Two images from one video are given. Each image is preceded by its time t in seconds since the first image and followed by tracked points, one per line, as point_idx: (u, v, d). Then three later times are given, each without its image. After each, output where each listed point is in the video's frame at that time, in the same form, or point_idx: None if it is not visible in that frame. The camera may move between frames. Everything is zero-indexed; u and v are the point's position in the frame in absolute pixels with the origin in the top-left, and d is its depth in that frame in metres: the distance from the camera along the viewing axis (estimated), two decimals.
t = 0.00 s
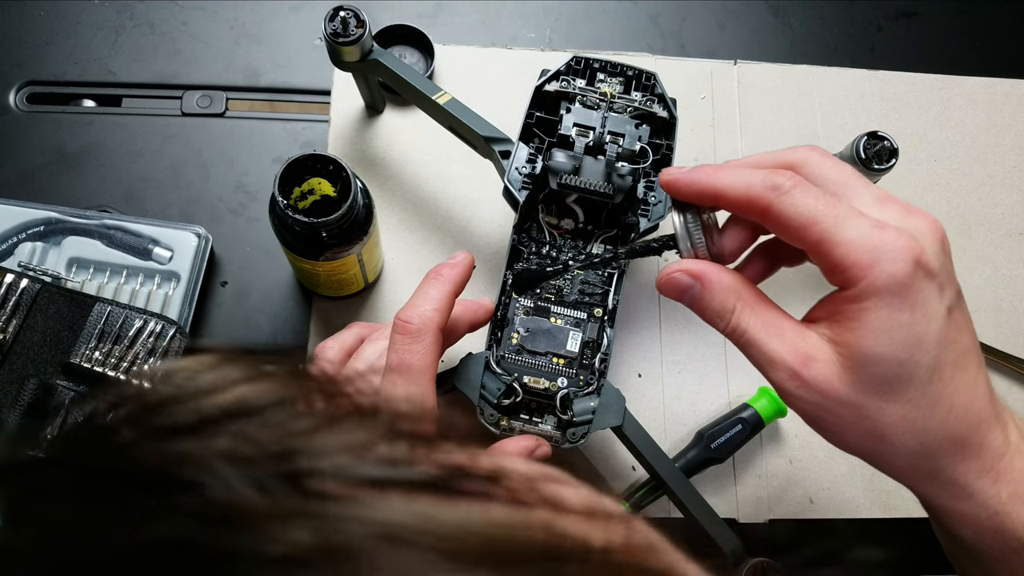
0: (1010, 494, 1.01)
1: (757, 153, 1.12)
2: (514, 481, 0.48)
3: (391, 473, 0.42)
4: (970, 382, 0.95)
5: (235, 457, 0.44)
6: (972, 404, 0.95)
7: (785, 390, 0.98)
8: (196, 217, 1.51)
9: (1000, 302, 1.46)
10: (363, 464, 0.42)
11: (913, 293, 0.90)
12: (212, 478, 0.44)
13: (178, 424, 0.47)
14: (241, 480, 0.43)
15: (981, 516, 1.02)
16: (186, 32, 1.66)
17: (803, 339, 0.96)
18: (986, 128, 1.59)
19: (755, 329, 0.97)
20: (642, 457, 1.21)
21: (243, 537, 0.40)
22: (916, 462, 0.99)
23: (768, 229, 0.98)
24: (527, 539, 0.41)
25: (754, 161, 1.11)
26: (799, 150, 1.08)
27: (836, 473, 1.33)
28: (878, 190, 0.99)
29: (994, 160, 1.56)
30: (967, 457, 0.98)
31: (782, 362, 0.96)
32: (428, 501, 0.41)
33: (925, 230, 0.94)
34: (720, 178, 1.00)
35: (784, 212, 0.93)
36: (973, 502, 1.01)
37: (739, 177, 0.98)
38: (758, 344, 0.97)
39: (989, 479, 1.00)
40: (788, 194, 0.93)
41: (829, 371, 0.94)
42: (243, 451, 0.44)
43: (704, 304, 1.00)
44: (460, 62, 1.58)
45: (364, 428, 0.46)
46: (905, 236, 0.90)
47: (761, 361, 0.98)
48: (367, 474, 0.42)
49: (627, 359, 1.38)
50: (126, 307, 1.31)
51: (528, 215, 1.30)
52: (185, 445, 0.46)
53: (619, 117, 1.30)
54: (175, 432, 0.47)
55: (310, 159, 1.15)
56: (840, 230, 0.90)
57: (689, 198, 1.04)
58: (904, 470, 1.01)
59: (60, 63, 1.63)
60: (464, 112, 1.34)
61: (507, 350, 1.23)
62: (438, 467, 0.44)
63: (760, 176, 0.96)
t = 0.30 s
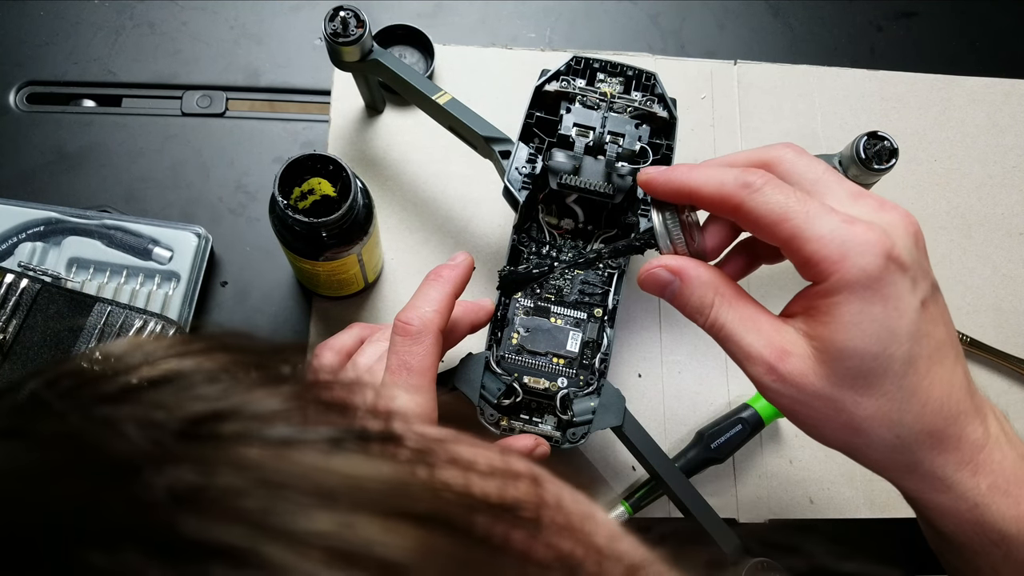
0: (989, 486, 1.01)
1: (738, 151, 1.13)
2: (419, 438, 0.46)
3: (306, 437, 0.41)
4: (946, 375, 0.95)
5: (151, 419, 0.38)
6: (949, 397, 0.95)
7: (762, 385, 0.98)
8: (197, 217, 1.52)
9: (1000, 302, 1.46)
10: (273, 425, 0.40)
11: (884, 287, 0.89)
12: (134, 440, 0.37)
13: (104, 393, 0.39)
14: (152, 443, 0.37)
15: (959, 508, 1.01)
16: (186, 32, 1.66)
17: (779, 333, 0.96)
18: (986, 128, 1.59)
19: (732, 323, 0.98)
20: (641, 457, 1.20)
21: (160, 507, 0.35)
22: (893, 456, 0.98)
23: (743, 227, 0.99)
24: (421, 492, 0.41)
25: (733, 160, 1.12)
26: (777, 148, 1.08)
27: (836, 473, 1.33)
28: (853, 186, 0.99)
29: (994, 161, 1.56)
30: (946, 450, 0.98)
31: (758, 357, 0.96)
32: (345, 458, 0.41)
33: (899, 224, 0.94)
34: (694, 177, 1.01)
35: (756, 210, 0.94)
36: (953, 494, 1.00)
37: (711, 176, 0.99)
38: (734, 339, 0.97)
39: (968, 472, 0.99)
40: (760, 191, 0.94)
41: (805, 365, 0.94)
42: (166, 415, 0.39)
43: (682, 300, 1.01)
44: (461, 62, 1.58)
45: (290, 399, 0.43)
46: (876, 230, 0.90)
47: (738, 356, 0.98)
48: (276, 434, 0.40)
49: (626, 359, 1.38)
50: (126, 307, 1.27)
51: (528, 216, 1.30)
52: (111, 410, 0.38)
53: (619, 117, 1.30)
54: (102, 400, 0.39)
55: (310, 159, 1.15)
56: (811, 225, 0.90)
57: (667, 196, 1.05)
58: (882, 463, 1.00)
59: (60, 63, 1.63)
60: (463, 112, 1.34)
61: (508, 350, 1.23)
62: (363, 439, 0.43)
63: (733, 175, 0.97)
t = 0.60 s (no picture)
0: (984, 485, 1.00)
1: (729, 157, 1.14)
2: (483, 449, 0.45)
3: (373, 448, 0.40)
4: (936, 373, 0.94)
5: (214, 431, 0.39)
6: (940, 395, 0.94)
7: (753, 386, 0.98)
8: (197, 217, 1.51)
9: (1001, 302, 1.46)
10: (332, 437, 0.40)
11: (867, 288, 0.90)
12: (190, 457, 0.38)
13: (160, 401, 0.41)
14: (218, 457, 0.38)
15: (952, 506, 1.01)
16: (186, 32, 1.66)
17: (768, 334, 0.96)
18: (986, 128, 1.59)
19: (724, 325, 0.98)
20: (642, 456, 1.21)
21: (239, 520, 0.37)
22: (885, 455, 0.98)
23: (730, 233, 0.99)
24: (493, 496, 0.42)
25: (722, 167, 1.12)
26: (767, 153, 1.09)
27: (836, 473, 1.33)
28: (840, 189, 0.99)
29: (994, 160, 1.56)
30: (940, 448, 0.97)
31: (748, 357, 0.96)
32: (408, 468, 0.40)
33: (885, 226, 0.94)
34: (681, 183, 1.02)
35: (740, 215, 0.95)
36: (947, 493, 1.00)
37: (696, 183, 1.00)
38: (726, 340, 0.98)
39: (963, 470, 0.99)
40: (745, 196, 0.94)
41: (793, 366, 0.94)
42: (222, 423, 0.40)
43: (675, 304, 1.03)
44: (461, 62, 1.58)
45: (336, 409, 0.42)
46: (858, 232, 0.90)
47: (730, 357, 0.98)
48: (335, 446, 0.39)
49: (626, 359, 1.39)
50: (126, 307, 1.29)
51: (528, 216, 1.30)
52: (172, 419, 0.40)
53: (619, 117, 1.30)
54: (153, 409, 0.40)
55: (310, 159, 1.15)
56: (794, 229, 0.91)
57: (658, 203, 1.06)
58: (874, 462, 1.00)
59: (60, 63, 1.63)
60: (464, 112, 1.34)
61: (508, 350, 1.23)
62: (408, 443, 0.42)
63: (718, 181, 0.97)
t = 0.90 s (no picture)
0: (1002, 500, 0.99)
1: (743, 155, 1.10)
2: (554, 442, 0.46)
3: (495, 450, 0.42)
4: (954, 390, 0.95)
5: (347, 430, 0.41)
6: (958, 411, 0.95)
7: (766, 400, 0.99)
8: (197, 217, 1.51)
9: (1000, 302, 1.46)
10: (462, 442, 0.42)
11: (887, 306, 0.89)
12: (333, 456, 0.39)
13: (282, 400, 0.41)
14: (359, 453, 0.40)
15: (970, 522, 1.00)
16: (186, 32, 1.66)
17: (781, 350, 0.96)
18: (986, 128, 1.59)
19: (736, 339, 0.97)
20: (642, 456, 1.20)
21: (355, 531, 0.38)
22: (901, 469, 0.99)
23: (743, 241, 0.96)
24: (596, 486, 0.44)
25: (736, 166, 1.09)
26: (783, 152, 1.05)
27: (836, 473, 1.33)
28: (859, 197, 0.97)
29: (994, 161, 1.56)
30: (959, 463, 0.98)
31: (761, 373, 0.96)
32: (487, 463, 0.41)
33: (907, 237, 0.93)
34: (690, 193, 0.97)
35: (755, 228, 0.91)
36: (963, 507, 1.00)
37: (708, 191, 0.95)
38: (739, 356, 0.97)
39: (981, 485, 0.99)
40: (761, 209, 0.91)
41: (808, 383, 0.95)
42: (356, 421, 0.41)
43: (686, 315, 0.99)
44: (461, 62, 1.58)
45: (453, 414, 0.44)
46: (878, 246, 0.89)
47: (742, 371, 0.99)
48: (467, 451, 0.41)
49: (626, 359, 1.39)
50: (126, 307, 1.27)
51: (528, 215, 1.30)
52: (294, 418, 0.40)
53: (619, 118, 1.30)
54: (276, 408, 0.41)
55: (310, 159, 1.15)
56: (812, 244, 0.88)
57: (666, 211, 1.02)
58: (889, 476, 1.01)
59: (60, 63, 1.63)
60: (464, 112, 1.34)
61: (507, 350, 1.23)
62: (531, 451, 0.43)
63: (731, 189, 0.93)
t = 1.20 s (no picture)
0: (990, 484, 1.00)
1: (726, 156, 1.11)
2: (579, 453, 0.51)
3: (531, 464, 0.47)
4: (938, 375, 0.94)
5: (404, 441, 0.47)
6: (942, 396, 0.95)
7: (755, 387, 0.98)
8: (197, 217, 1.52)
9: (1000, 302, 1.46)
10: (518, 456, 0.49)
11: (865, 291, 0.89)
12: (398, 466, 0.45)
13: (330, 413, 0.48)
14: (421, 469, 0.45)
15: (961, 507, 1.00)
16: (186, 32, 1.66)
17: (770, 337, 0.96)
18: (986, 128, 1.59)
19: (732, 326, 0.97)
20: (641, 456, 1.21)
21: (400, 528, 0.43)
22: (890, 455, 0.98)
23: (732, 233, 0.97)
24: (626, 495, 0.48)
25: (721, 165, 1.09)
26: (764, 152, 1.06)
27: (836, 473, 1.33)
28: (839, 188, 0.97)
29: (994, 161, 1.56)
30: (943, 447, 0.97)
31: (751, 360, 0.96)
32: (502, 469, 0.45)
33: (886, 225, 0.93)
34: (683, 183, 0.99)
35: (739, 216, 0.93)
36: (953, 493, 1.00)
37: (692, 182, 0.98)
38: (732, 342, 0.97)
39: (968, 469, 0.99)
40: (745, 196, 0.92)
41: (794, 369, 0.94)
42: (411, 436, 0.48)
43: (686, 300, 1.01)
44: (461, 62, 1.58)
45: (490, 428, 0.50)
46: (856, 233, 0.90)
47: (734, 358, 0.99)
48: (521, 464, 0.48)
49: (626, 359, 1.39)
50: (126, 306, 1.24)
51: (528, 215, 1.30)
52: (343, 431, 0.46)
53: (619, 117, 1.30)
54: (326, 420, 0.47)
55: (309, 158, 1.15)
56: (791, 231, 0.89)
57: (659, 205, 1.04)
58: (878, 462, 1.00)
59: (59, 63, 1.63)
60: (464, 112, 1.34)
61: (508, 350, 1.23)
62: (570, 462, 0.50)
63: (719, 179, 0.95)
